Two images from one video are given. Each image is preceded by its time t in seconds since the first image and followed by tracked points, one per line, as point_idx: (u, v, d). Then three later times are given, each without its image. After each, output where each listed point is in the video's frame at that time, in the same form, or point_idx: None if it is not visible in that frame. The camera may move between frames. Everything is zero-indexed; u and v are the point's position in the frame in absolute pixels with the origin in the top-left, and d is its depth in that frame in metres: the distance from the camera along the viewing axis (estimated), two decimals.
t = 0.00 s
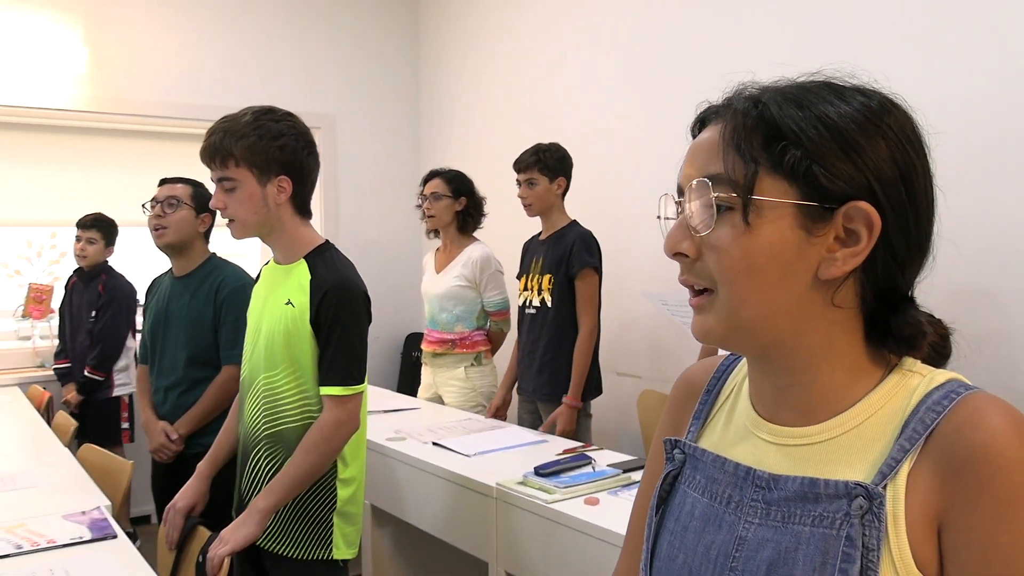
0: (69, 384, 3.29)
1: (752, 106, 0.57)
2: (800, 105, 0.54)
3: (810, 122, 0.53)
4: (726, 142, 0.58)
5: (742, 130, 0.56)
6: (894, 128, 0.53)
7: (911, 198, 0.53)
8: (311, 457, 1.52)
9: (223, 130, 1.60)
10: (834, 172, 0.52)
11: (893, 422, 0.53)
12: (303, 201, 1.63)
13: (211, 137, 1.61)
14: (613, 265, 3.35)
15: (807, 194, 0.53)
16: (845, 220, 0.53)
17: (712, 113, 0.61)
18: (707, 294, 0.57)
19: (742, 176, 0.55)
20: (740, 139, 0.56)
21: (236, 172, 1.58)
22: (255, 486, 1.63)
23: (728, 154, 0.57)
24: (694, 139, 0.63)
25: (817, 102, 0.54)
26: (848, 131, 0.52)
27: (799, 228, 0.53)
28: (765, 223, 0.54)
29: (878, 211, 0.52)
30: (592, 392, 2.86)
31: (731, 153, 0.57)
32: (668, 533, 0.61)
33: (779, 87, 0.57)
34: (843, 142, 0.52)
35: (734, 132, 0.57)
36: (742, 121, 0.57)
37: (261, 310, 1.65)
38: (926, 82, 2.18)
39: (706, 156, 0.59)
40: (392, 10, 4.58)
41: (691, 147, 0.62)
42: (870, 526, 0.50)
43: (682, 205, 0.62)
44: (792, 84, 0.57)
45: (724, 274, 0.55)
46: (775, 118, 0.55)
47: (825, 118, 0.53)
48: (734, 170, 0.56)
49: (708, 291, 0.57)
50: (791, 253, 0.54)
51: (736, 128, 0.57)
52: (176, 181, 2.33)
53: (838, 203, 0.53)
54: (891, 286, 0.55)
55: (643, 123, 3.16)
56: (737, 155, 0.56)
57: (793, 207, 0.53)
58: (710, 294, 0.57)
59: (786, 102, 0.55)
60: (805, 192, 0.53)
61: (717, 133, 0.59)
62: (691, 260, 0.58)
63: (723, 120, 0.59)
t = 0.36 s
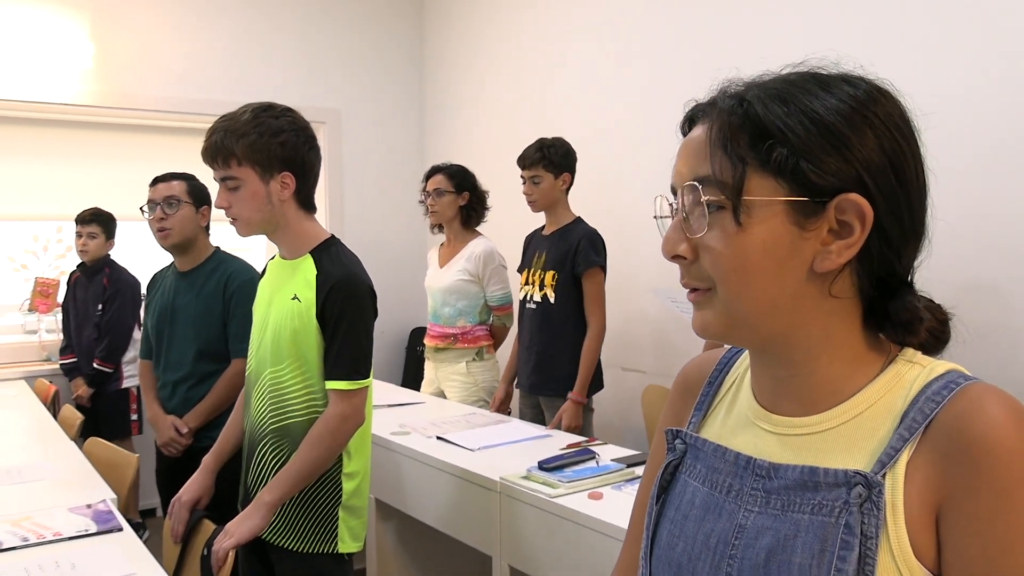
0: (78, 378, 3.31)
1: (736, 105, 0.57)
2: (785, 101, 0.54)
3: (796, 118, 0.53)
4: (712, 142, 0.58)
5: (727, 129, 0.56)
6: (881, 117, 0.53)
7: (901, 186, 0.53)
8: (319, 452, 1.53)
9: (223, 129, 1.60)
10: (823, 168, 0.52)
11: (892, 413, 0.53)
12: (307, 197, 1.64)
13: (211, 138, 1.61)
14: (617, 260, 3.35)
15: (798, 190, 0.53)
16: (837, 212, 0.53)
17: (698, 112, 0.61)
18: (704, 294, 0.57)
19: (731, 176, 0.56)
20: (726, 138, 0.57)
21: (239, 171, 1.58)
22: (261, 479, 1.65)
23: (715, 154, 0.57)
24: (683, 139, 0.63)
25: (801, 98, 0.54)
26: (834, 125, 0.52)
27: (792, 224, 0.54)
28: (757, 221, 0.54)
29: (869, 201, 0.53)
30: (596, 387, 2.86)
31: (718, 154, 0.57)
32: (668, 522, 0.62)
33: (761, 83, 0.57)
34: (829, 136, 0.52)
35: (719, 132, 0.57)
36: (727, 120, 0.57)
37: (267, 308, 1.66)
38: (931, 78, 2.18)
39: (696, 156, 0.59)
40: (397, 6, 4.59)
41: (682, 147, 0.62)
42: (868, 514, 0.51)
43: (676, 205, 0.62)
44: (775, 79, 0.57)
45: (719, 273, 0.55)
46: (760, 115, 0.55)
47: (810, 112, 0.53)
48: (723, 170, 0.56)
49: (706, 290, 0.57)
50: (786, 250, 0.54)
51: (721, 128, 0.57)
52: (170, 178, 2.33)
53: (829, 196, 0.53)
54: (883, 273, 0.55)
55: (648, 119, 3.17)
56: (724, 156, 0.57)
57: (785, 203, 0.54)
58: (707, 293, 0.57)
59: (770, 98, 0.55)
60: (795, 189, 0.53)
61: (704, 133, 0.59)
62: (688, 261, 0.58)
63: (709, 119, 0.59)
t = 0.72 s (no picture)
0: (74, 374, 3.29)
1: (763, 95, 0.57)
2: (814, 94, 0.55)
3: (823, 110, 0.53)
4: (738, 132, 0.58)
5: (753, 119, 0.56)
6: (908, 116, 0.53)
7: (924, 187, 0.53)
8: (318, 450, 1.52)
9: (229, 123, 1.59)
10: (847, 160, 0.52)
11: (908, 417, 0.53)
12: (309, 195, 1.63)
13: (216, 130, 1.60)
14: (615, 260, 3.35)
15: (820, 180, 0.53)
16: (857, 207, 0.53)
17: (723, 105, 0.61)
18: (718, 284, 0.56)
19: (754, 163, 0.55)
20: (752, 127, 0.57)
21: (242, 165, 1.57)
22: (259, 476, 1.64)
23: (739, 142, 0.57)
24: (705, 132, 0.63)
25: (831, 92, 0.54)
26: (861, 119, 0.52)
27: (812, 215, 0.53)
28: (777, 209, 0.54)
29: (891, 196, 0.52)
30: (593, 386, 2.86)
31: (743, 142, 0.57)
32: (677, 525, 0.62)
33: (791, 78, 0.57)
34: (856, 129, 0.52)
35: (746, 120, 0.57)
36: (753, 110, 0.57)
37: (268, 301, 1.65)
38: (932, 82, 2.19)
39: (719, 146, 0.59)
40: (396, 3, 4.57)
41: (704, 139, 0.62)
42: (884, 521, 0.50)
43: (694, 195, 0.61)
44: (804, 74, 0.57)
45: (735, 259, 0.54)
46: (787, 106, 0.55)
47: (837, 105, 0.53)
48: (746, 158, 0.56)
49: (719, 280, 0.57)
50: (804, 240, 0.53)
51: (747, 117, 0.57)
52: (164, 173, 2.30)
53: (850, 189, 0.52)
54: (902, 275, 0.55)
55: (647, 118, 3.16)
56: (748, 143, 0.56)
57: (805, 193, 0.53)
58: (721, 282, 0.56)
59: (798, 90, 0.55)
60: (818, 179, 0.53)
61: (729, 123, 0.59)
62: (703, 249, 0.57)
63: (734, 110, 0.59)
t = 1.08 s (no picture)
0: (74, 372, 3.29)
1: (811, 101, 0.57)
2: (862, 103, 0.54)
3: (870, 118, 0.53)
4: (783, 136, 0.58)
5: (800, 124, 0.56)
6: (955, 130, 0.53)
7: (967, 201, 0.53)
8: (321, 449, 1.51)
9: (227, 124, 1.58)
10: (891, 171, 0.52)
11: (945, 427, 0.53)
12: (311, 193, 1.61)
13: (215, 132, 1.59)
14: (614, 259, 3.34)
15: (863, 190, 0.53)
16: (898, 219, 0.53)
17: (769, 108, 0.61)
18: (754, 288, 0.57)
19: (798, 168, 0.55)
20: (798, 132, 0.56)
21: (242, 166, 1.56)
22: (262, 475, 1.63)
23: (784, 147, 0.57)
24: (750, 133, 0.63)
25: (880, 101, 0.54)
26: (907, 131, 0.52)
27: (851, 224, 0.53)
28: (819, 216, 0.54)
29: (932, 211, 0.52)
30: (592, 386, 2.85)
31: (787, 147, 0.57)
32: (706, 533, 0.61)
33: (840, 85, 0.57)
34: (902, 140, 0.52)
35: (792, 125, 0.57)
36: (800, 115, 0.57)
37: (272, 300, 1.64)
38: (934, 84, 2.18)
39: (763, 149, 0.59)
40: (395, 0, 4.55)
41: (747, 141, 0.62)
42: (920, 531, 0.50)
43: (734, 197, 0.61)
44: (853, 82, 0.57)
45: (774, 264, 0.55)
46: (835, 113, 0.55)
47: (884, 115, 0.53)
48: (790, 163, 0.56)
49: (756, 285, 0.57)
50: (843, 250, 0.53)
51: (794, 122, 0.57)
52: (167, 169, 2.30)
53: (892, 201, 0.52)
54: (942, 288, 0.54)
55: (647, 117, 3.15)
56: (793, 149, 0.56)
57: (846, 202, 0.53)
58: (757, 287, 0.57)
59: (847, 98, 0.55)
60: (860, 188, 0.53)
61: (775, 128, 0.59)
62: (740, 252, 0.57)
63: (781, 115, 0.59)
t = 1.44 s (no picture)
0: (75, 367, 3.30)
1: (829, 99, 0.57)
2: (879, 100, 0.54)
3: (886, 116, 0.53)
4: (800, 132, 0.58)
5: (817, 121, 0.56)
6: (970, 129, 0.53)
7: (982, 199, 0.53)
8: (325, 444, 1.51)
9: (237, 116, 1.58)
10: (907, 169, 0.52)
11: (959, 420, 0.53)
12: (316, 188, 1.61)
13: (224, 123, 1.59)
14: (613, 255, 3.34)
15: (878, 187, 0.53)
16: (913, 216, 0.53)
17: (787, 104, 0.61)
18: (771, 283, 0.57)
19: (813, 165, 0.56)
20: (814, 130, 0.57)
21: (250, 158, 1.56)
22: (265, 470, 1.63)
23: (801, 144, 0.57)
24: (767, 129, 0.63)
25: (897, 99, 0.54)
26: (924, 129, 0.52)
27: (867, 221, 0.53)
28: (835, 213, 0.54)
29: (947, 208, 0.52)
30: (592, 382, 2.86)
31: (804, 144, 0.57)
32: (720, 523, 0.61)
33: (859, 82, 0.57)
34: (917, 137, 0.52)
35: (809, 122, 0.57)
36: (817, 113, 0.57)
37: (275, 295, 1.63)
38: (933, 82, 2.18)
39: (780, 145, 0.59)
40: None
41: (764, 137, 0.62)
42: (933, 520, 0.50)
43: (750, 191, 0.62)
44: (872, 79, 0.57)
45: (789, 260, 0.55)
46: (852, 111, 0.55)
47: (900, 113, 0.53)
48: (805, 161, 0.56)
49: (772, 279, 0.57)
50: (857, 246, 0.53)
51: (811, 119, 0.57)
52: (179, 164, 2.27)
53: (907, 198, 0.52)
54: (958, 283, 0.54)
55: (646, 114, 3.15)
56: (809, 146, 0.57)
57: (861, 198, 0.54)
58: (773, 282, 0.57)
59: (863, 95, 0.55)
60: (875, 185, 0.53)
61: (792, 124, 0.59)
62: (756, 246, 0.58)
63: (799, 111, 0.59)
